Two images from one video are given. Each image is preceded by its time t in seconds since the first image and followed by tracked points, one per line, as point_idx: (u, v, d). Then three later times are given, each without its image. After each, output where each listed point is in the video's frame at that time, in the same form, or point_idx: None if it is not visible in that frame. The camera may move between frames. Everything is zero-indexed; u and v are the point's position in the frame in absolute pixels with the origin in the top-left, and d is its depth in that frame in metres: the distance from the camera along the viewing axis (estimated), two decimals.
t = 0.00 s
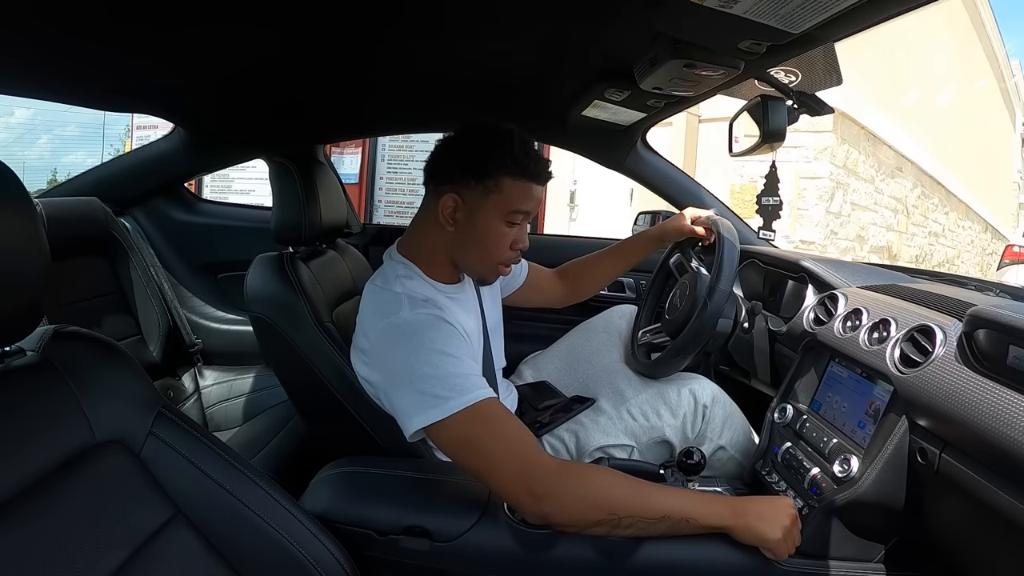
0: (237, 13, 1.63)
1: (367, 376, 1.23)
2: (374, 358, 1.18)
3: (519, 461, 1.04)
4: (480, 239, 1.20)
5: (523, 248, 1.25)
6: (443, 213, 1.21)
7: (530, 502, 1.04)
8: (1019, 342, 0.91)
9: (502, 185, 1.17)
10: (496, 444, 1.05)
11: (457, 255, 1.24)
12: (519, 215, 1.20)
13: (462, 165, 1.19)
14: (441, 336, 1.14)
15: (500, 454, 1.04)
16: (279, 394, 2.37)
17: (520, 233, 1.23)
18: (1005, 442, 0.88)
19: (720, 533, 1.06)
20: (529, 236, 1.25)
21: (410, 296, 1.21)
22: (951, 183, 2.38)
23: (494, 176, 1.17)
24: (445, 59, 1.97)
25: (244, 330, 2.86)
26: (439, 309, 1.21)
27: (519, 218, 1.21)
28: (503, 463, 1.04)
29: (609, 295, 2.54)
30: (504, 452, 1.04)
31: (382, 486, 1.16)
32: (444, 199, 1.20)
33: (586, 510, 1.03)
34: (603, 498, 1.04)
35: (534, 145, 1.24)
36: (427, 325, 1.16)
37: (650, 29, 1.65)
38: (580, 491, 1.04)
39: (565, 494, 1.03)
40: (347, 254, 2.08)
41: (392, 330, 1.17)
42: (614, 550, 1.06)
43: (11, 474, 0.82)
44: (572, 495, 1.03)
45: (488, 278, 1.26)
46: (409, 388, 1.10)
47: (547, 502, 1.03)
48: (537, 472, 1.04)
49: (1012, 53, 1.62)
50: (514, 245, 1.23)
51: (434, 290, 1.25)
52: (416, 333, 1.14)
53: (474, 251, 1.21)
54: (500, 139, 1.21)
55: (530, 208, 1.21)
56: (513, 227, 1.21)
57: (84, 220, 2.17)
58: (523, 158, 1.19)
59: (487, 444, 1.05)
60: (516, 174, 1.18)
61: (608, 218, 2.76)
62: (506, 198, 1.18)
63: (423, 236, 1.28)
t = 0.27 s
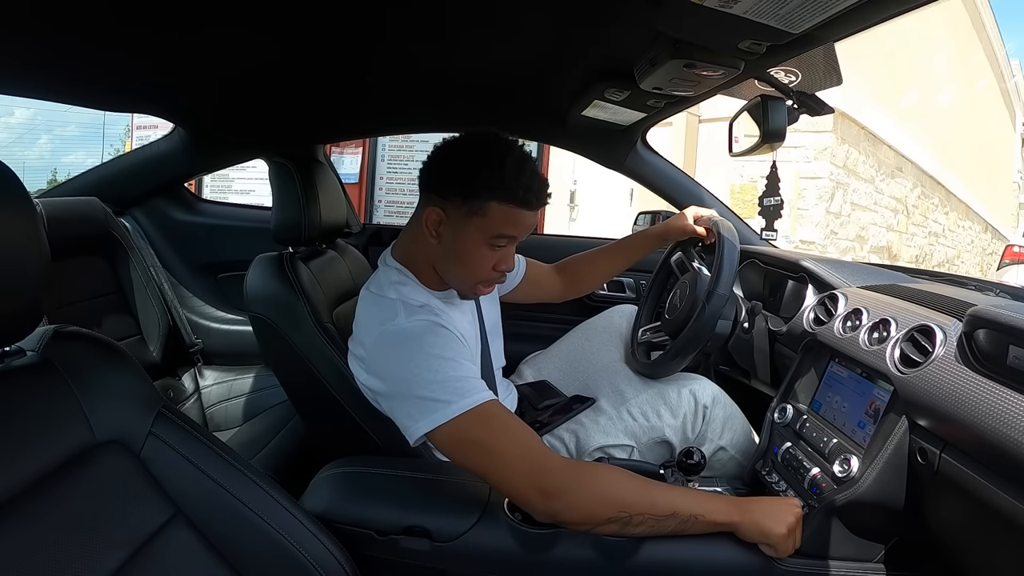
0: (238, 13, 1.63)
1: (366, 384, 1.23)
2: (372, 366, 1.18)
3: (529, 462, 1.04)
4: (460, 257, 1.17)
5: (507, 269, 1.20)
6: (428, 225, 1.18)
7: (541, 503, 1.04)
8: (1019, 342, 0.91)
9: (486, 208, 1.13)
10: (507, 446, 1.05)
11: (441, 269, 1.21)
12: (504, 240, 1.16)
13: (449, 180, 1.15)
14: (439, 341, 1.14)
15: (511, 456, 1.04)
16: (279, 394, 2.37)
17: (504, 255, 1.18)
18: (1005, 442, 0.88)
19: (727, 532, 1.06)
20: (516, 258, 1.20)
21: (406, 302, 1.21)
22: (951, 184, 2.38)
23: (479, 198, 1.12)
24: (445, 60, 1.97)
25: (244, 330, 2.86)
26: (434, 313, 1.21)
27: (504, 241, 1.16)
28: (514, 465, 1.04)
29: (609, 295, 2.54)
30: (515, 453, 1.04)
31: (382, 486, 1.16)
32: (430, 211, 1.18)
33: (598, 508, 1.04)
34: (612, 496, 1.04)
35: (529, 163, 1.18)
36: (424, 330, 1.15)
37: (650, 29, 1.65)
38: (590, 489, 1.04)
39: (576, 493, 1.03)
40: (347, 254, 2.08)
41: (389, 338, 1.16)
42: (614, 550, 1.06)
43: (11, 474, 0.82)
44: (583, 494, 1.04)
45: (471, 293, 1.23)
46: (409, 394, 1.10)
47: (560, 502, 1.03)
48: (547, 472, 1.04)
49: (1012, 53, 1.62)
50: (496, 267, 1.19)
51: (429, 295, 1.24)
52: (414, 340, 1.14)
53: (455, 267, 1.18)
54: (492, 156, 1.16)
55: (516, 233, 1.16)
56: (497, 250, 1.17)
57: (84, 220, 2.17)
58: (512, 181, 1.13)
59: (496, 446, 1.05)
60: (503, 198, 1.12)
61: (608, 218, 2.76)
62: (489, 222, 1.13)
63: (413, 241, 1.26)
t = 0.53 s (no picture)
0: (238, 13, 1.63)
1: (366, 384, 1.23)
2: (372, 366, 1.18)
3: (521, 470, 1.04)
4: (458, 263, 1.17)
5: (505, 274, 1.20)
6: (427, 228, 1.18)
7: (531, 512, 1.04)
8: (1019, 342, 0.91)
9: (484, 214, 1.13)
10: (498, 454, 1.05)
11: (439, 272, 1.21)
12: (502, 245, 1.16)
13: (449, 185, 1.15)
14: (438, 342, 1.14)
15: (502, 464, 1.04)
16: (279, 394, 2.37)
17: (503, 260, 1.18)
18: (1005, 442, 0.88)
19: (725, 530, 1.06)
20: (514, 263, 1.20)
21: (406, 302, 1.21)
22: (951, 184, 2.38)
23: (477, 204, 1.12)
24: (446, 59, 1.97)
25: (244, 330, 2.86)
26: (435, 314, 1.20)
27: (502, 247, 1.16)
28: (505, 472, 1.04)
29: (609, 295, 2.54)
30: (506, 460, 1.04)
31: (382, 486, 1.16)
32: (428, 215, 1.17)
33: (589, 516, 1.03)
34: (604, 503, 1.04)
35: (529, 170, 1.18)
36: (424, 331, 1.15)
37: (650, 29, 1.65)
38: (582, 497, 1.04)
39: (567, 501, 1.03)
40: (347, 254, 2.08)
41: (390, 338, 1.16)
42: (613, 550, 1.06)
43: (11, 474, 0.82)
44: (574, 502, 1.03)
45: (469, 296, 1.24)
46: (409, 395, 1.10)
47: (550, 510, 1.03)
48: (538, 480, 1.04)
49: (1012, 52, 1.62)
50: (494, 272, 1.19)
51: (429, 296, 1.24)
52: (414, 341, 1.14)
53: (453, 272, 1.18)
54: (492, 162, 1.15)
55: (514, 240, 1.16)
56: (494, 255, 1.16)
57: (84, 220, 2.17)
58: (511, 188, 1.13)
59: (487, 453, 1.05)
60: (501, 205, 1.12)
61: (608, 218, 2.76)
62: (487, 228, 1.13)
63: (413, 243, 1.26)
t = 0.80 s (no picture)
0: (238, 13, 1.63)
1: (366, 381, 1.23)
2: (372, 362, 1.18)
3: (519, 468, 1.04)
4: (460, 264, 1.17)
5: (506, 278, 1.21)
6: (430, 228, 1.18)
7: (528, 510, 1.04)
8: (1019, 341, 0.91)
9: (489, 218, 1.13)
10: (497, 452, 1.05)
11: (440, 272, 1.21)
12: (505, 250, 1.16)
13: (456, 187, 1.15)
14: (438, 339, 1.14)
15: (500, 462, 1.05)
16: (279, 394, 2.37)
17: (505, 264, 1.18)
18: (1004, 442, 0.88)
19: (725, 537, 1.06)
20: (515, 267, 1.21)
21: (406, 299, 1.21)
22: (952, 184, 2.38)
23: (483, 208, 1.12)
24: (445, 60, 1.97)
25: (244, 330, 2.86)
26: (435, 312, 1.20)
27: (505, 251, 1.16)
28: (502, 471, 1.04)
29: (609, 295, 2.54)
30: (505, 459, 1.05)
31: (382, 486, 1.16)
32: (433, 215, 1.17)
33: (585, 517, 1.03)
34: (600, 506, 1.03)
35: (534, 177, 1.18)
36: (424, 328, 1.15)
37: (650, 29, 1.65)
38: (579, 498, 1.03)
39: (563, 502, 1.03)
40: (347, 254, 2.08)
41: (390, 334, 1.16)
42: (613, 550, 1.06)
43: (11, 474, 0.82)
44: (572, 503, 1.03)
45: (468, 298, 1.24)
46: (408, 392, 1.10)
47: (546, 510, 1.03)
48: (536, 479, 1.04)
49: (1012, 52, 1.62)
50: (496, 276, 1.19)
51: (430, 294, 1.24)
52: (413, 337, 1.14)
53: (455, 273, 1.18)
54: (500, 167, 1.15)
55: (517, 245, 1.16)
56: (497, 259, 1.17)
57: (84, 220, 2.17)
58: (516, 193, 1.13)
59: (485, 451, 1.05)
60: (506, 210, 1.12)
61: (608, 218, 2.76)
62: (491, 232, 1.13)
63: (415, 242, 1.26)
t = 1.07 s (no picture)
0: (237, 13, 1.63)
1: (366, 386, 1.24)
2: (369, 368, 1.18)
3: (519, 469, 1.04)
4: (458, 269, 1.17)
5: (503, 282, 1.21)
6: (428, 232, 1.18)
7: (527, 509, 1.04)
8: (1019, 342, 0.91)
9: (487, 223, 1.12)
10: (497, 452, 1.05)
11: (438, 276, 1.21)
12: (502, 254, 1.16)
13: (455, 191, 1.14)
14: (433, 343, 1.14)
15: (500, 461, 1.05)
16: (280, 394, 2.37)
17: (502, 268, 1.18)
18: (1005, 442, 0.88)
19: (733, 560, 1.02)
20: (513, 271, 1.21)
21: (401, 304, 1.21)
22: (952, 184, 2.37)
23: (481, 212, 1.12)
24: (445, 60, 1.97)
25: (244, 329, 2.86)
26: (431, 315, 1.20)
27: (503, 256, 1.16)
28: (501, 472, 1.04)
29: (609, 295, 2.54)
30: (505, 459, 1.04)
31: (382, 486, 1.16)
32: (431, 219, 1.17)
33: (583, 519, 1.02)
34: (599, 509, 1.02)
35: (534, 182, 1.17)
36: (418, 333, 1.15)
37: (650, 29, 1.65)
38: (580, 501, 1.02)
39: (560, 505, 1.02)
40: (347, 254, 2.07)
41: (385, 340, 1.16)
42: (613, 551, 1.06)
43: (11, 474, 0.82)
44: (570, 507, 1.02)
45: (464, 302, 1.24)
46: (404, 397, 1.10)
47: (545, 509, 1.03)
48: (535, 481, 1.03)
49: (1012, 53, 1.62)
50: (493, 280, 1.19)
51: (427, 297, 1.24)
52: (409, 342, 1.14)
53: (453, 277, 1.18)
54: (500, 171, 1.15)
55: (515, 249, 1.16)
56: (493, 264, 1.17)
57: (83, 220, 2.17)
58: (515, 198, 1.13)
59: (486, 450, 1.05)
60: (504, 215, 1.12)
61: (608, 217, 2.76)
62: (489, 237, 1.13)
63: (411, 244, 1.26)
